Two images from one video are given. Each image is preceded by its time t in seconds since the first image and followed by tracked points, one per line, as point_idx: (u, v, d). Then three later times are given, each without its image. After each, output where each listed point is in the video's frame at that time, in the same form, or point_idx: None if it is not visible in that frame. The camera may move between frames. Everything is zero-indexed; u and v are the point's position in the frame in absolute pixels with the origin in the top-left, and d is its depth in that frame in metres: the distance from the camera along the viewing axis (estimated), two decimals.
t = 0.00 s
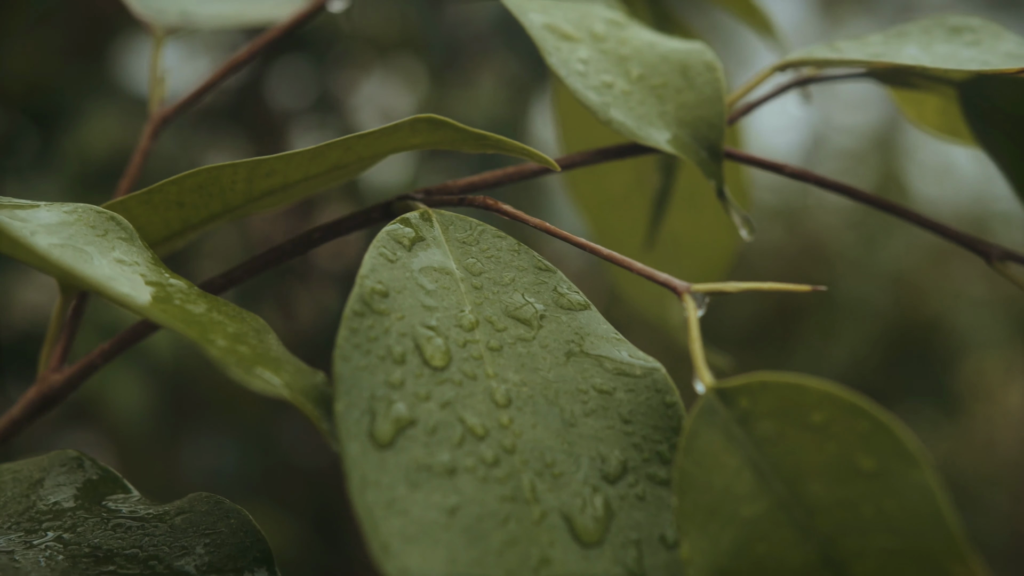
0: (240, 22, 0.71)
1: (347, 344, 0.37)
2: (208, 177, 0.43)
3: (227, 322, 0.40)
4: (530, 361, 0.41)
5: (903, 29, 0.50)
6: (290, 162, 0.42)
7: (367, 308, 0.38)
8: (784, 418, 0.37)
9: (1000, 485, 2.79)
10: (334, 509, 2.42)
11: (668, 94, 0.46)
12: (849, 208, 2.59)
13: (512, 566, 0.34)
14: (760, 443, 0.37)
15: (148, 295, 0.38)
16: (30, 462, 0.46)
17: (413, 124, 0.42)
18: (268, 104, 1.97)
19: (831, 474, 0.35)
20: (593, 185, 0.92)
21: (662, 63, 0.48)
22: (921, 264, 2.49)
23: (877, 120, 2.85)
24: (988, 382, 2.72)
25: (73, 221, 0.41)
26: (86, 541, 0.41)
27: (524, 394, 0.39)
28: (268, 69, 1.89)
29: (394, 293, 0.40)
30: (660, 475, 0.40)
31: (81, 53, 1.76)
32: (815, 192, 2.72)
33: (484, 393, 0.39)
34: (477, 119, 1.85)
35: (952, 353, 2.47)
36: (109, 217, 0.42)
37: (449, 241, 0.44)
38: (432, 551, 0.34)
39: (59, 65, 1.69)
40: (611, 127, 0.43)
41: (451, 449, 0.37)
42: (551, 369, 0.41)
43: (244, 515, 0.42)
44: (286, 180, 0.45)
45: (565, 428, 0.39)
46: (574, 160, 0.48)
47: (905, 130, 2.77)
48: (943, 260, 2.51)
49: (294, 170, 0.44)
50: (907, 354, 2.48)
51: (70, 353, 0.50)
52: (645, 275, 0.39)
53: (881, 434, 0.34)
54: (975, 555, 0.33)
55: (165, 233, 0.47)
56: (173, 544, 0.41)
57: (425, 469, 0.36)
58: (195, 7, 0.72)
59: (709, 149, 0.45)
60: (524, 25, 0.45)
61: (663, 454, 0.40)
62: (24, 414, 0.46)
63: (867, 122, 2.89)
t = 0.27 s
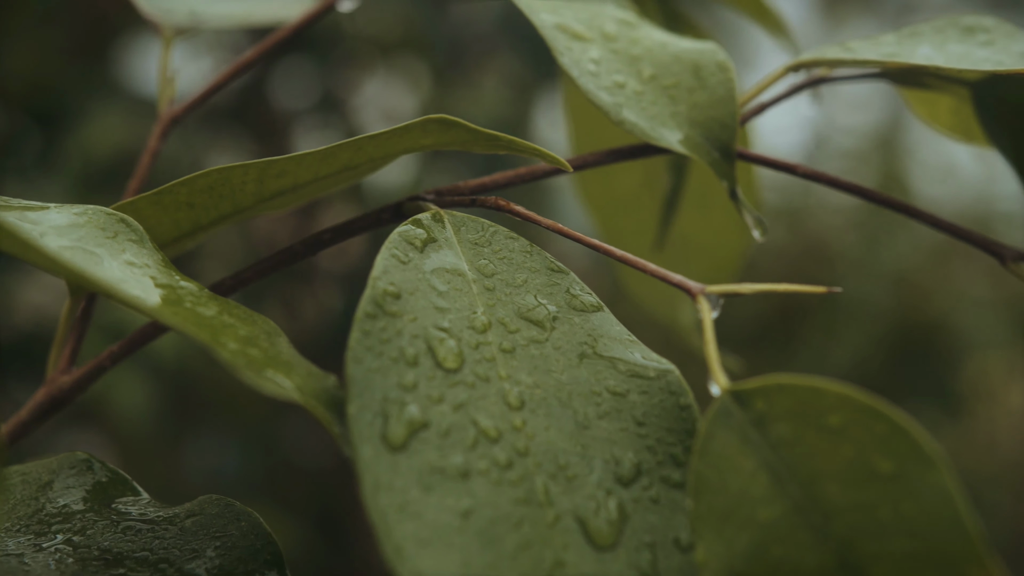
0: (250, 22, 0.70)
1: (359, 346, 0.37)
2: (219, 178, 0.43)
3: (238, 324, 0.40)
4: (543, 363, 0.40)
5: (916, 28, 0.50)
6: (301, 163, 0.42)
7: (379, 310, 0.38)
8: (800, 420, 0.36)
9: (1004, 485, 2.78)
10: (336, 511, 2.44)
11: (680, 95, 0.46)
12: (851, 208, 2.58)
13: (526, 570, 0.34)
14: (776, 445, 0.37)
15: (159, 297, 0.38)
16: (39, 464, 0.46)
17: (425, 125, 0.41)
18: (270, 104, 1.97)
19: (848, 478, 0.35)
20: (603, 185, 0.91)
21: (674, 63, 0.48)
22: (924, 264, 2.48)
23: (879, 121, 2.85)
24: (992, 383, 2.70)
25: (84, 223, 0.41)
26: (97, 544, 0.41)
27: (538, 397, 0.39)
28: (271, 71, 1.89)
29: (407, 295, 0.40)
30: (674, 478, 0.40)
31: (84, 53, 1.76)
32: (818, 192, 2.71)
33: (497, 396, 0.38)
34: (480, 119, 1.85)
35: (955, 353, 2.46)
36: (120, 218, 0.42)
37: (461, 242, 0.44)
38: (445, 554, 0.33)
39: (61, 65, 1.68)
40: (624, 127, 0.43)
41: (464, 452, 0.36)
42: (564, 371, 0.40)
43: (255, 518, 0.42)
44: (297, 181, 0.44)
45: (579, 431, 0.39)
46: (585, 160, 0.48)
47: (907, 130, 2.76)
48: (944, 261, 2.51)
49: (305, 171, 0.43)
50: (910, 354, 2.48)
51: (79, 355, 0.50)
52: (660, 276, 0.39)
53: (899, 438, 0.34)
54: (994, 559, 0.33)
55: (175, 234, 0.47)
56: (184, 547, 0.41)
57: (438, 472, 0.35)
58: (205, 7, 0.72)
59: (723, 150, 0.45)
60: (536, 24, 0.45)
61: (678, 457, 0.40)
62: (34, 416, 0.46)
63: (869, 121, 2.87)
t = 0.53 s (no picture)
0: (262, 22, 0.70)
1: (376, 349, 0.37)
2: (234, 179, 0.42)
3: (254, 327, 0.39)
4: (561, 366, 0.40)
5: (932, 29, 0.50)
6: (317, 164, 0.42)
7: (396, 312, 0.38)
8: (822, 424, 0.36)
9: (1014, 488, 2.77)
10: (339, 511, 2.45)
11: (697, 95, 0.46)
12: (854, 208, 2.58)
13: None
14: (798, 449, 0.36)
15: (174, 300, 0.38)
16: (51, 468, 0.46)
17: (440, 126, 0.41)
18: (274, 106, 1.98)
19: (871, 483, 0.35)
20: (614, 186, 0.89)
21: (690, 63, 0.47)
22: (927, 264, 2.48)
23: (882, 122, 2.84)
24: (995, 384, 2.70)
25: (97, 225, 0.41)
26: (111, 549, 0.41)
27: (556, 400, 0.39)
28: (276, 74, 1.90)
29: (424, 297, 0.39)
30: (693, 483, 0.39)
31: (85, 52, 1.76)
32: (820, 192, 2.71)
33: (515, 400, 0.38)
34: (485, 119, 1.85)
35: (959, 353, 2.46)
36: (134, 220, 0.42)
37: (478, 245, 0.44)
38: (465, 560, 0.33)
39: (61, 66, 1.67)
40: (641, 129, 0.42)
41: (483, 456, 0.36)
42: (582, 374, 0.40)
43: (271, 522, 0.42)
44: (312, 183, 0.44)
45: (598, 435, 0.39)
46: (601, 162, 0.48)
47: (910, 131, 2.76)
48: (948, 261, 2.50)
49: (320, 172, 0.43)
50: (915, 355, 2.47)
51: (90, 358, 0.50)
52: (679, 279, 0.39)
53: (923, 442, 0.34)
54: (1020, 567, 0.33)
55: (188, 236, 0.46)
56: (199, 552, 0.40)
57: (457, 478, 0.35)
58: (217, 7, 0.71)
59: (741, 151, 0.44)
60: (552, 25, 0.44)
61: (697, 461, 0.40)
62: (46, 419, 0.45)
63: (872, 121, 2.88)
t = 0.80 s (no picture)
0: (271, 26, 0.70)
1: (391, 356, 0.36)
2: (248, 184, 0.42)
3: (267, 333, 0.39)
4: (576, 373, 0.40)
5: (946, 32, 0.50)
6: (330, 169, 0.42)
7: (410, 319, 0.37)
8: (840, 433, 0.37)
9: (1021, 489, 2.75)
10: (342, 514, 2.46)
11: (710, 100, 0.45)
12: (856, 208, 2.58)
13: None
14: (816, 457, 0.37)
15: (185, 305, 0.37)
16: (62, 474, 0.46)
17: (454, 131, 0.41)
18: (278, 106, 2.01)
19: (889, 490, 0.36)
20: (624, 191, 0.88)
21: (704, 67, 0.47)
22: (930, 265, 2.48)
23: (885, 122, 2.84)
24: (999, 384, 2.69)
25: (110, 231, 0.40)
26: (122, 555, 0.40)
27: (571, 407, 0.39)
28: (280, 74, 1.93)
29: (438, 303, 0.39)
30: (709, 490, 0.39)
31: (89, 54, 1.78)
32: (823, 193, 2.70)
33: (530, 407, 0.38)
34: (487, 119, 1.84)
35: (962, 354, 2.46)
36: (146, 225, 0.41)
37: (492, 250, 0.43)
38: (481, 569, 0.33)
39: (66, 66, 1.68)
40: (656, 133, 0.42)
41: (498, 464, 0.35)
42: (597, 380, 0.40)
43: (283, 529, 0.42)
44: (325, 187, 0.44)
45: (613, 442, 0.38)
46: (614, 167, 0.47)
47: (914, 131, 2.76)
48: (951, 261, 2.50)
49: (333, 177, 0.43)
50: (917, 355, 2.48)
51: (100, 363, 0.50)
52: (695, 285, 0.39)
53: (941, 451, 0.35)
54: None
55: (200, 240, 0.46)
56: (212, 560, 0.40)
57: (472, 485, 0.34)
58: (227, 11, 0.71)
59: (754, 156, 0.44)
60: (565, 29, 0.44)
61: (713, 468, 0.39)
62: (56, 425, 0.45)
63: (874, 121, 2.87)
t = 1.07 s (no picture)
0: (279, 30, 0.70)
1: (405, 364, 0.36)
2: (261, 190, 0.42)
3: (281, 341, 0.39)
4: (591, 381, 0.40)
5: (961, 37, 0.49)
6: (342, 175, 0.41)
7: (425, 327, 0.37)
8: (857, 442, 0.37)
9: None
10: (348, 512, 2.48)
11: (724, 105, 0.45)
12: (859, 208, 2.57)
13: None
14: (834, 466, 0.37)
15: (198, 313, 0.37)
16: (74, 481, 0.46)
17: (467, 138, 0.41)
18: (282, 108, 2.03)
19: (908, 501, 0.36)
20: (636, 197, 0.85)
21: (717, 72, 0.47)
22: (933, 266, 2.47)
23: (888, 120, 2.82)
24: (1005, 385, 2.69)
25: (122, 237, 0.40)
26: (134, 564, 0.40)
27: (586, 415, 0.38)
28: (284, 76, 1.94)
29: (452, 311, 0.39)
30: (725, 499, 0.39)
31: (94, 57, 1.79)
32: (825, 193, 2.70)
33: (545, 415, 0.37)
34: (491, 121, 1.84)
35: (965, 354, 2.46)
36: (157, 232, 0.41)
37: (506, 257, 0.43)
38: None
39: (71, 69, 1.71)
40: (670, 139, 0.42)
41: (513, 472, 0.35)
42: (612, 389, 0.40)
43: (296, 537, 0.42)
44: (337, 194, 0.44)
45: (628, 451, 0.38)
46: (627, 173, 0.47)
47: (917, 130, 2.74)
48: (953, 262, 2.49)
49: (345, 183, 0.43)
50: (920, 356, 2.48)
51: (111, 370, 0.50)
52: (711, 293, 0.39)
53: (962, 461, 0.34)
54: None
55: (209, 247, 0.46)
56: (224, 569, 0.40)
57: (488, 494, 0.34)
58: (238, 15, 0.72)
59: (768, 162, 0.43)
60: (579, 34, 0.44)
61: (729, 476, 0.39)
62: (67, 431, 0.45)
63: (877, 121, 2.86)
